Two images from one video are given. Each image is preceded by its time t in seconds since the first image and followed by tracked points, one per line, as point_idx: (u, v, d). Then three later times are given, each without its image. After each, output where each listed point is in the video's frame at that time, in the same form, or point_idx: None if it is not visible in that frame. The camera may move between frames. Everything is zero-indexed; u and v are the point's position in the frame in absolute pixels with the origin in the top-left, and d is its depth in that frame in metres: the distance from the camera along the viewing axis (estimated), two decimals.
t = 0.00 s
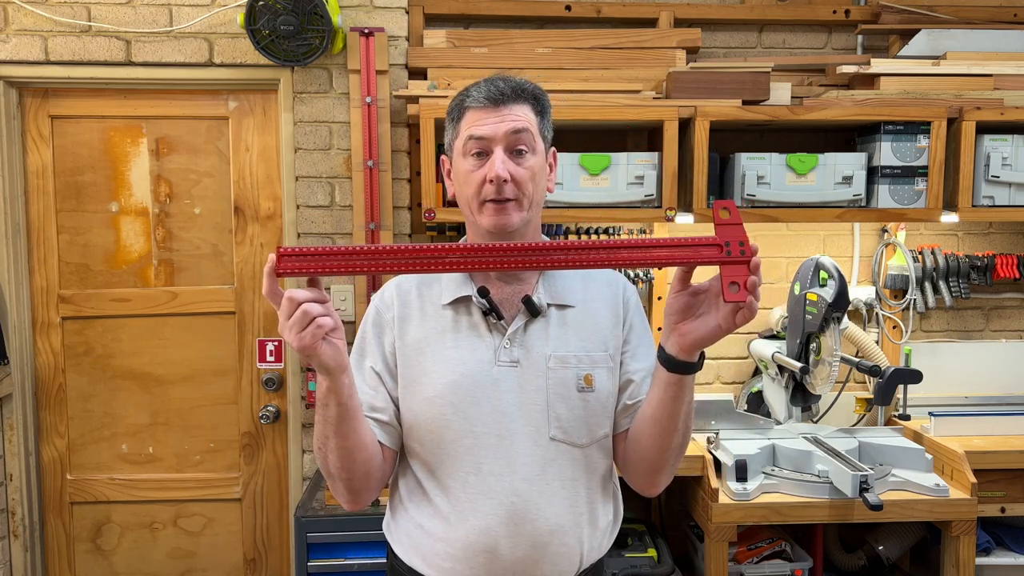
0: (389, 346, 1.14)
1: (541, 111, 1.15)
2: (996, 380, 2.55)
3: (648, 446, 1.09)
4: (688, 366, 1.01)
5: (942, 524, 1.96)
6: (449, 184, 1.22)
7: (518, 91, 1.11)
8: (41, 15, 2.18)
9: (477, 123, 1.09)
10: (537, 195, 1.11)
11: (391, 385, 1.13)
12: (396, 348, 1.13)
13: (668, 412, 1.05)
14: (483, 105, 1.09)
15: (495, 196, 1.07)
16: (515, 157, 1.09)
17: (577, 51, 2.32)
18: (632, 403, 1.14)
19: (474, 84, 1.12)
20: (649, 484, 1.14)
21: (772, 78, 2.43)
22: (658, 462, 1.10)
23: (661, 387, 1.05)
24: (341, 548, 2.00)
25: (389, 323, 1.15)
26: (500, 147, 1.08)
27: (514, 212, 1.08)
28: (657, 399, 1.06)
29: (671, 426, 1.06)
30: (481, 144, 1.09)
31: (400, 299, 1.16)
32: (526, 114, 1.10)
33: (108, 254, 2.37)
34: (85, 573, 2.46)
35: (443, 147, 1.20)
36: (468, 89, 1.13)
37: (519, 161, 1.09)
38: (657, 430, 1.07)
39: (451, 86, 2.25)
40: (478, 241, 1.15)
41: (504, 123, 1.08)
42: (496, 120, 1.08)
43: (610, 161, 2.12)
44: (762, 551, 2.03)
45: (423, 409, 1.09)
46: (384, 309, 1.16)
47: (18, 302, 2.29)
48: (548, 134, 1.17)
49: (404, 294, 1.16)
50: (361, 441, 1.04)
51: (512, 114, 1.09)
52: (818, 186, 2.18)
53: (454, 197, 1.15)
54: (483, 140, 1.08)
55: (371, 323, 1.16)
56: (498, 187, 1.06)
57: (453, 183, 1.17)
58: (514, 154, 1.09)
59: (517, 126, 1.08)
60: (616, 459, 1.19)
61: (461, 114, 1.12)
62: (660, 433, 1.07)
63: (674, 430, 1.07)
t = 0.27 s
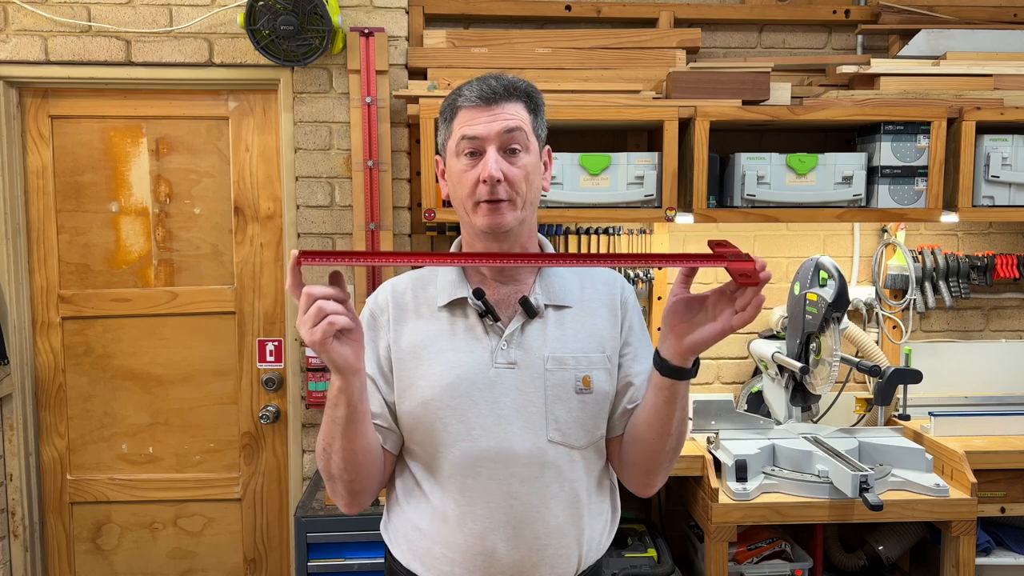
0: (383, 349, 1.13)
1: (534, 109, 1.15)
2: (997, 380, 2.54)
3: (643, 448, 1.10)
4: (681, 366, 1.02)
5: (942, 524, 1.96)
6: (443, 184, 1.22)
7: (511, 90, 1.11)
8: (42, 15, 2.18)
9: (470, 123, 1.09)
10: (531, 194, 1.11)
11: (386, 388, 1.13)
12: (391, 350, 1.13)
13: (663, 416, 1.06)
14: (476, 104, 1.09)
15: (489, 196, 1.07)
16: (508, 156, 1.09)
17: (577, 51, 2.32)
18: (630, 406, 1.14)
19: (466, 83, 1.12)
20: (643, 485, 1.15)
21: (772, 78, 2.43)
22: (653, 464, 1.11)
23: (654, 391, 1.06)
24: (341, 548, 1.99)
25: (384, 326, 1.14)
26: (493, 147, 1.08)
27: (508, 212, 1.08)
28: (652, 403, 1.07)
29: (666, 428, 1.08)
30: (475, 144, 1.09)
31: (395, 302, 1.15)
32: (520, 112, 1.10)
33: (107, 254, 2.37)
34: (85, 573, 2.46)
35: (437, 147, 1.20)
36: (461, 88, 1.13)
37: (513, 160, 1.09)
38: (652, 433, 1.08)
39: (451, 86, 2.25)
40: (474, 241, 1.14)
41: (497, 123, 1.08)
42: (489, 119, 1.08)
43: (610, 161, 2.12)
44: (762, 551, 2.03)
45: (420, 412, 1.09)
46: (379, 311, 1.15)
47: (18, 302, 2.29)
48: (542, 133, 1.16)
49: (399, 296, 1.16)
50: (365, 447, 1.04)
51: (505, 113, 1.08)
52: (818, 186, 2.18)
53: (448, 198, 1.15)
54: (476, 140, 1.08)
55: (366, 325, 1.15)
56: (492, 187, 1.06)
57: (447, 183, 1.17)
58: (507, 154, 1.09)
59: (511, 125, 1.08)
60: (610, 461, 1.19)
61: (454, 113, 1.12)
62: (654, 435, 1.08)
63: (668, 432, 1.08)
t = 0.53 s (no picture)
0: (383, 350, 1.13)
1: (536, 109, 1.14)
2: (996, 380, 2.54)
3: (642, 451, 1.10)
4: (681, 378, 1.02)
5: (942, 524, 1.96)
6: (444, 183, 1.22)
7: (513, 90, 1.11)
8: (42, 15, 2.18)
9: (472, 124, 1.09)
10: (533, 196, 1.11)
11: (386, 389, 1.12)
12: (390, 351, 1.13)
13: (665, 420, 1.06)
14: (478, 104, 1.09)
15: (491, 198, 1.07)
16: (510, 158, 1.09)
17: (577, 51, 2.32)
18: (631, 408, 1.14)
19: (468, 82, 1.12)
20: (643, 486, 1.15)
21: (772, 78, 2.43)
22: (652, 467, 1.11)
23: (656, 396, 1.06)
24: (341, 548, 1.99)
25: (384, 326, 1.14)
26: (495, 149, 1.08)
27: (511, 214, 1.08)
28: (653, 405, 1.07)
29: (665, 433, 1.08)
30: (477, 146, 1.09)
31: (394, 302, 1.15)
32: (522, 113, 1.10)
33: (107, 254, 2.37)
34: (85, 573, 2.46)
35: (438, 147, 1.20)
36: (462, 88, 1.12)
37: (515, 162, 1.09)
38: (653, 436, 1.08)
39: (451, 86, 2.25)
40: (475, 242, 1.15)
41: (499, 124, 1.07)
42: (491, 121, 1.08)
43: (610, 161, 2.12)
44: (762, 551, 2.03)
45: (420, 414, 1.09)
46: (379, 312, 1.15)
47: (18, 302, 2.29)
48: (544, 133, 1.16)
49: (399, 297, 1.16)
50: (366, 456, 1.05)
51: (508, 114, 1.08)
52: (818, 186, 2.18)
53: (449, 199, 1.15)
54: (478, 141, 1.08)
55: (365, 326, 1.15)
56: (494, 190, 1.06)
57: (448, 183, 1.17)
58: (509, 155, 1.09)
59: (512, 126, 1.08)
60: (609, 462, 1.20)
61: (455, 113, 1.12)
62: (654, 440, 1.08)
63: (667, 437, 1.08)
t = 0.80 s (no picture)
0: (381, 350, 1.13)
1: (537, 109, 1.14)
2: (996, 380, 2.54)
3: (650, 451, 1.10)
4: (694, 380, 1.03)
5: (942, 524, 1.96)
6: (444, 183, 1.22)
7: (513, 90, 1.11)
8: (42, 15, 2.18)
9: (472, 124, 1.09)
10: (533, 197, 1.11)
11: (383, 389, 1.12)
12: (388, 351, 1.13)
13: (673, 420, 1.07)
14: (478, 104, 1.09)
15: (491, 198, 1.07)
16: (510, 158, 1.09)
17: (577, 51, 2.32)
18: (632, 408, 1.14)
19: (468, 82, 1.12)
20: (646, 488, 1.15)
21: (772, 78, 2.43)
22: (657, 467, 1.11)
23: (668, 396, 1.06)
24: (341, 548, 1.99)
25: (382, 326, 1.14)
26: (496, 148, 1.08)
27: (510, 214, 1.08)
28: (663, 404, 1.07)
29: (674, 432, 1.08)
30: (477, 145, 1.09)
31: (392, 302, 1.15)
32: (522, 113, 1.10)
33: (107, 254, 2.37)
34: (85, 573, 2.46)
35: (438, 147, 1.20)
36: (462, 87, 1.12)
37: (515, 162, 1.09)
38: (660, 435, 1.08)
39: (451, 86, 2.25)
40: (474, 242, 1.14)
41: (499, 124, 1.07)
42: (491, 120, 1.08)
43: (610, 161, 2.12)
44: (762, 551, 2.03)
45: (417, 414, 1.09)
46: (377, 312, 1.15)
47: (18, 302, 2.29)
48: (544, 133, 1.16)
49: (397, 297, 1.16)
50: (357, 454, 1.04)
51: (508, 114, 1.08)
52: (818, 186, 2.18)
53: (449, 199, 1.15)
54: (478, 141, 1.08)
55: (364, 325, 1.15)
56: (494, 190, 1.06)
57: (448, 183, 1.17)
58: (509, 155, 1.09)
59: (512, 126, 1.08)
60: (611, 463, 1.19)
61: (455, 113, 1.12)
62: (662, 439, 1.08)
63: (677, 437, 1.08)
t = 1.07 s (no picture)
0: (379, 351, 1.14)
1: (534, 109, 1.14)
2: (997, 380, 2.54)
3: (659, 450, 1.09)
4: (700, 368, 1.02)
5: (942, 524, 1.96)
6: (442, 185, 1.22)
7: (511, 90, 1.10)
8: (42, 15, 2.18)
9: (470, 124, 1.08)
10: (531, 197, 1.11)
11: (379, 391, 1.13)
12: (387, 352, 1.13)
13: (680, 414, 1.06)
14: (476, 106, 1.09)
15: (489, 199, 1.07)
16: (509, 158, 1.09)
17: (577, 51, 2.32)
18: (636, 407, 1.14)
19: (466, 84, 1.12)
20: (657, 487, 1.14)
21: (772, 78, 2.43)
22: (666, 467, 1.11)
23: (674, 388, 1.05)
24: (340, 548, 1.99)
25: (381, 327, 1.15)
26: (494, 149, 1.08)
27: (509, 215, 1.08)
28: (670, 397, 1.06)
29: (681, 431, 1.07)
30: (475, 146, 1.09)
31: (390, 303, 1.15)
32: (519, 113, 1.10)
33: (107, 254, 2.37)
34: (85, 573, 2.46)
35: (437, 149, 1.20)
36: (460, 89, 1.12)
37: (514, 163, 1.09)
38: (670, 430, 1.07)
39: (451, 86, 2.25)
40: (473, 243, 1.15)
41: (498, 125, 1.07)
42: (490, 121, 1.08)
43: (610, 161, 2.12)
44: (762, 551, 2.03)
45: (416, 414, 1.09)
46: (376, 313, 1.17)
47: (18, 301, 2.29)
48: (542, 134, 1.16)
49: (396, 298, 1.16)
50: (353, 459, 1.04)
51: (506, 115, 1.08)
52: (818, 186, 2.18)
53: (447, 199, 1.15)
54: (476, 142, 1.08)
55: (362, 327, 1.16)
56: (493, 190, 1.06)
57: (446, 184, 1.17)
58: (507, 156, 1.09)
59: (510, 127, 1.08)
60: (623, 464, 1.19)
61: (454, 114, 1.12)
62: (670, 439, 1.08)
63: (686, 435, 1.07)
